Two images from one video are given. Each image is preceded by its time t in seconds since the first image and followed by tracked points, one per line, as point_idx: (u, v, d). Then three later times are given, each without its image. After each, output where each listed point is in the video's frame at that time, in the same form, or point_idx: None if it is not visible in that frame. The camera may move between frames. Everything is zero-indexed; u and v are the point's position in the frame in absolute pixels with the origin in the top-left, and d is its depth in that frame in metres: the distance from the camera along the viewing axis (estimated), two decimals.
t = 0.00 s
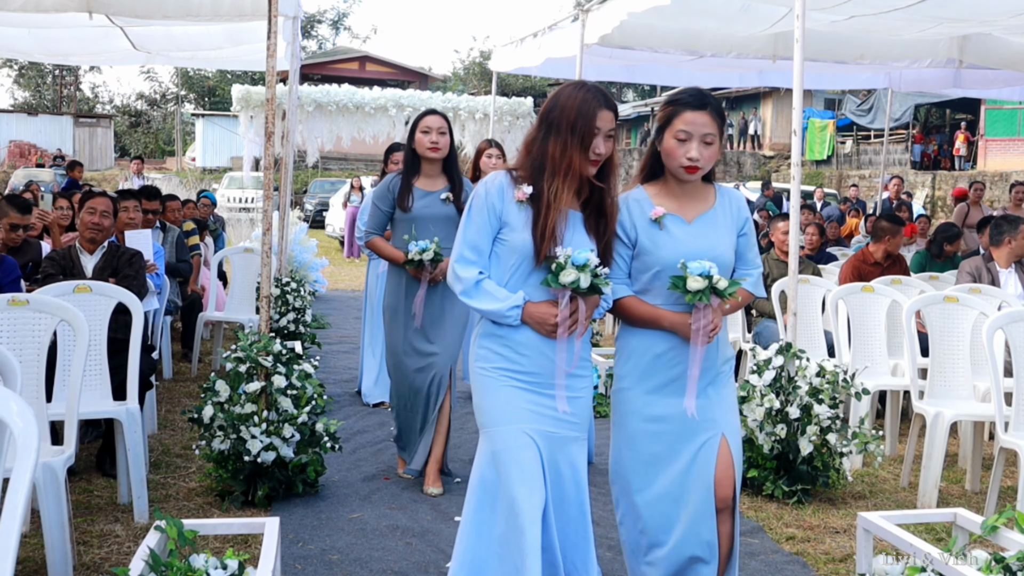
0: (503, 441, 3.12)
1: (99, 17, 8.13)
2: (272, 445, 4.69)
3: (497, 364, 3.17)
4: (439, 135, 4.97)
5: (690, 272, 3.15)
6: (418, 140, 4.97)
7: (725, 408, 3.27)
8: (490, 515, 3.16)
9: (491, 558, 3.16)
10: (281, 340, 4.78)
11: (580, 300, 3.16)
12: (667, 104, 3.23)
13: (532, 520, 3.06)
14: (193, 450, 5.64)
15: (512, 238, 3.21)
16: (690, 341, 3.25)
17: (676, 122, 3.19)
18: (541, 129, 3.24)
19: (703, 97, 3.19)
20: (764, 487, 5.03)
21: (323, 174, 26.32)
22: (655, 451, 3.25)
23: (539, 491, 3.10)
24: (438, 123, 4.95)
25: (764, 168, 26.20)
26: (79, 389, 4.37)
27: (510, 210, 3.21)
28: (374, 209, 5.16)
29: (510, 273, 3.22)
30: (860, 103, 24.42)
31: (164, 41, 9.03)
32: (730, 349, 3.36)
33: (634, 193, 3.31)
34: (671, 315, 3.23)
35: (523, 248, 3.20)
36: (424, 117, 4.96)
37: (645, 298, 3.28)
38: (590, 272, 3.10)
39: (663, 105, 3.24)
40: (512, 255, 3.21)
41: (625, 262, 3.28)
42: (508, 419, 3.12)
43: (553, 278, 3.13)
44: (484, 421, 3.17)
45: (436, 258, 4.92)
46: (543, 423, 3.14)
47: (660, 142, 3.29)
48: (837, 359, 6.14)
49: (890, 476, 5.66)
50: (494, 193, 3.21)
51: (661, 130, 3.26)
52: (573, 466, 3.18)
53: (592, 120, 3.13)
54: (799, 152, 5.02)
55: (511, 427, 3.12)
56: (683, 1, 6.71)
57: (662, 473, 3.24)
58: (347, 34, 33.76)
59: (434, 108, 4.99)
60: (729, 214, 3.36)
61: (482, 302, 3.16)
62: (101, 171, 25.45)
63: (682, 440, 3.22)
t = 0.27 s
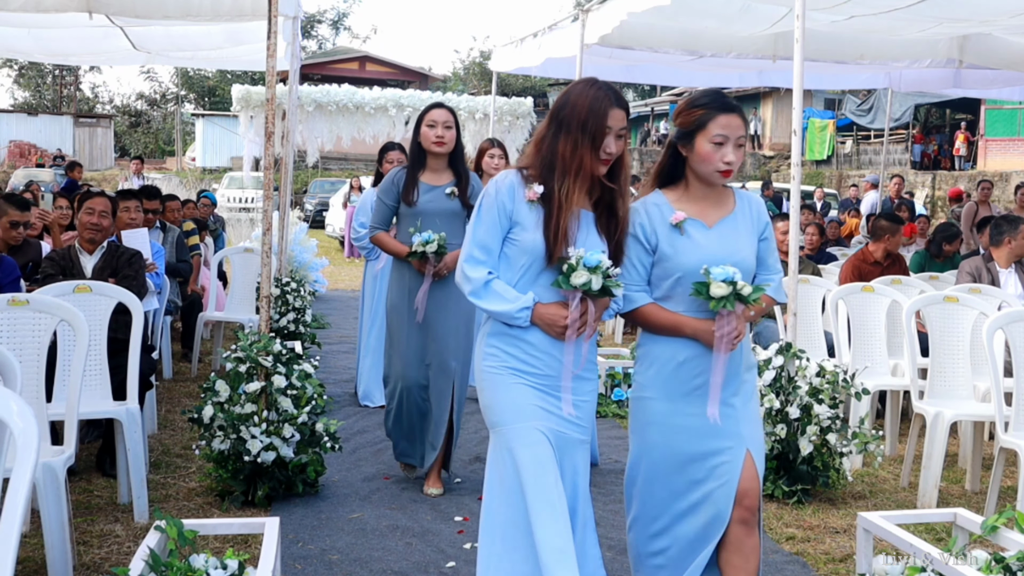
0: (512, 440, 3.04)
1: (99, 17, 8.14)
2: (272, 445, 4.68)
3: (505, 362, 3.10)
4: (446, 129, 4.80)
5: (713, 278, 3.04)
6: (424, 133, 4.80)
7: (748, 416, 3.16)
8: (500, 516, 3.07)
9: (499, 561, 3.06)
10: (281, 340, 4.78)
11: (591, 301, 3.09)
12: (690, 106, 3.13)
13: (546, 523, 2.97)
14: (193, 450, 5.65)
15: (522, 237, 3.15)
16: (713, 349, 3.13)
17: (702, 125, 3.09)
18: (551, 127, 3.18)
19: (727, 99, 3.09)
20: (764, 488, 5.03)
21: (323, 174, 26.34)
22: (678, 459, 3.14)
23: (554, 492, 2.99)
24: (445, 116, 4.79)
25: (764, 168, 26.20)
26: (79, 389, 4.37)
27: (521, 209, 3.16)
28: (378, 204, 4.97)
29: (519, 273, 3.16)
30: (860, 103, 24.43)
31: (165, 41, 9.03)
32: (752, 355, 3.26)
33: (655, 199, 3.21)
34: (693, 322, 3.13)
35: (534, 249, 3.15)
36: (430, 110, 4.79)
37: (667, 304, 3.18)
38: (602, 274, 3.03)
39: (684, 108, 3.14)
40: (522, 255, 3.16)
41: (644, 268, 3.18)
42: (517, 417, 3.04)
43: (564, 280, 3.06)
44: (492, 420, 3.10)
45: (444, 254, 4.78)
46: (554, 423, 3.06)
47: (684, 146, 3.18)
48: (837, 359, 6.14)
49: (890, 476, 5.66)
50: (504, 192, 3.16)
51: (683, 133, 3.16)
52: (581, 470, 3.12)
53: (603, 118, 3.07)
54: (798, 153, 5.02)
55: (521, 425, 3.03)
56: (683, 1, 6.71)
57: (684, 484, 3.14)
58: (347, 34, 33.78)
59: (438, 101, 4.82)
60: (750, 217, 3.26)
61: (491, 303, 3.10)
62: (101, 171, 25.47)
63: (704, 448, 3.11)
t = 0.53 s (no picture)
0: (528, 455, 2.98)
1: (99, 17, 8.14)
2: (272, 445, 4.68)
3: (521, 374, 3.03)
4: (448, 125, 4.74)
5: (765, 280, 2.94)
6: (426, 130, 4.74)
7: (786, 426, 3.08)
8: (515, 524, 3.04)
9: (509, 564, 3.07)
10: (281, 340, 4.78)
11: (609, 309, 3.02)
12: (732, 105, 3.03)
13: (560, 540, 2.92)
14: (193, 449, 5.65)
15: (538, 245, 3.06)
16: (760, 354, 3.03)
17: (750, 125, 3.00)
18: (562, 130, 3.08)
19: (768, 99, 3.03)
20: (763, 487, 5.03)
21: (323, 174, 26.35)
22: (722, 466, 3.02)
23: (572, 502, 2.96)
24: (447, 113, 4.72)
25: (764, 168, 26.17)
26: (79, 389, 4.37)
27: (536, 216, 3.06)
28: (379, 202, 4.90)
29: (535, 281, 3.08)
30: (860, 103, 24.44)
31: (165, 41, 9.03)
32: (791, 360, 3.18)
33: (694, 200, 3.07)
34: (739, 326, 3.01)
35: (551, 257, 3.06)
36: (432, 106, 4.72)
37: (708, 310, 3.05)
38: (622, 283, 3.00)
39: (726, 107, 3.04)
40: (538, 263, 3.07)
41: (684, 271, 3.04)
42: (535, 429, 2.98)
43: (582, 289, 2.99)
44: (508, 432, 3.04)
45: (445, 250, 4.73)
46: (570, 437, 3.01)
47: (726, 147, 3.06)
48: (837, 359, 6.13)
49: (890, 476, 5.66)
50: (518, 200, 3.06)
51: (724, 134, 3.05)
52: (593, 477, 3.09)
53: (619, 119, 3.01)
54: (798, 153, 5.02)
55: (537, 443, 2.98)
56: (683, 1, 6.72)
57: (728, 491, 3.02)
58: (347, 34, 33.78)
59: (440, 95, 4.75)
60: (785, 218, 3.18)
61: (507, 313, 3.02)
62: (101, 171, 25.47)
63: (751, 454, 3.01)
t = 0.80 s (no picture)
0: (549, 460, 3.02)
1: (99, 17, 8.13)
2: (272, 445, 4.68)
3: (547, 375, 3.06)
4: (448, 126, 4.71)
5: (805, 286, 2.99)
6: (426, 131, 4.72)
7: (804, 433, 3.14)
8: (529, 526, 3.08)
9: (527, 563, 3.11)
10: (281, 340, 4.78)
11: (636, 310, 3.06)
12: (780, 104, 3.05)
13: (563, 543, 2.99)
14: (193, 450, 5.64)
15: (558, 249, 3.10)
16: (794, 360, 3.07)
17: (801, 124, 3.02)
18: (581, 129, 3.12)
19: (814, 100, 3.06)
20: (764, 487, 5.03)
21: (323, 174, 26.36)
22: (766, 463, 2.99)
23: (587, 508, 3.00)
24: (447, 113, 4.70)
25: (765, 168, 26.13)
26: (79, 389, 4.37)
27: (556, 219, 3.09)
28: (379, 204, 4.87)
29: (558, 284, 3.11)
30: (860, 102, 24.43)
31: (164, 41, 9.03)
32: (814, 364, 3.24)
33: (729, 198, 3.07)
34: (771, 329, 3.02)
35: (573, 260, 3.10)
36: (431, 107, 4.69)
37: (736, 309, 3.07)
38: (650, 284, 3.02)
39: (773, 105, 3.05)
40: (559, 267, 3.10)
41: (716, 267, 3.04)
42: (558, 433, 3.02)
43: (610, 290, 3.01)
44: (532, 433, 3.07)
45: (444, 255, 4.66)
46: (592, 444, 3.03)
47: (770, 145, 3.07)
48: (837, 359, 6.13)
49: (890, 477, 5.66)
50: (538, 203, 3.09)
51: (769, 132, 3.06)
52: (615, 489, 3.08)
53: (641, 113, 3.05)
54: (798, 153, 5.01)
55: (559, 445, 3.01)
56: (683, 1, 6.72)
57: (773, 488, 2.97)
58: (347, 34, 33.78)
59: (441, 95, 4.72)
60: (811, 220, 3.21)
61: (531, 321, 3.05)
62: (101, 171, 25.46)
63: (786, 464, 3.02)
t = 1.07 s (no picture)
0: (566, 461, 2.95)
1: (99, 17, 8.14)
2: (272, 445, 4.68)
3: (569, 376, 2.94)
4: (445, 126, 4.69)
5: (836, 291, 2.83)
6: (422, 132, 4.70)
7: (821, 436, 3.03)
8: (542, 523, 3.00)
9: (534, 566, 3.02)
10: (281, 340, 4.78)
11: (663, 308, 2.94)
12: (808, 105, 2.91)
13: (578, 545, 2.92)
14: (193, 450, 5.65)
15: (586, 249, 2.96)
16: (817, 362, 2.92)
17: (828, 128, 2.88)
18: (605, 124, 2.99)
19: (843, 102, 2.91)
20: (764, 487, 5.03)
21: (323, 174, 26.37)
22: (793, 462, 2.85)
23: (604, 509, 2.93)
24: (444, 113, 4.68)
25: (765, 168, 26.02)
26: (79, 389, 4.37)
27: (585, 219, 2.95)
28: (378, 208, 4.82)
29: (583, 285, 2.97)
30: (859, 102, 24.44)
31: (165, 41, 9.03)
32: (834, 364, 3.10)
33: (758, 199, 2.92)
34: (797, 334, 2.87)
35: (599, 261, 2.96)
36: (428, 107, 4.69)
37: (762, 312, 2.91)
38: (680, 284, 2.88)
39: (800, 106, 2.92)
40: (586, 268, 2.96)
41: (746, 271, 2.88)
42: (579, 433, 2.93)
43: (639, 291, 2.89)
44: (551, 436, 2.97)
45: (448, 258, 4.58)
46: (612, 444, 2.93)
47: (797, 146, 2.93)
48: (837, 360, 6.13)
49: (890, 476, 5.66)
50: (566, 202, 2.94)
51: (797, 132, 2.91)
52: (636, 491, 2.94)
53: (667, 109, 2.94)
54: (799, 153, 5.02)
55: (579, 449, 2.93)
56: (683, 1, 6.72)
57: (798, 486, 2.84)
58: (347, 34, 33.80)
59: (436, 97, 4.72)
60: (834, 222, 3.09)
61: (561, 323, 2.89)
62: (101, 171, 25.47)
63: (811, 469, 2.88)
